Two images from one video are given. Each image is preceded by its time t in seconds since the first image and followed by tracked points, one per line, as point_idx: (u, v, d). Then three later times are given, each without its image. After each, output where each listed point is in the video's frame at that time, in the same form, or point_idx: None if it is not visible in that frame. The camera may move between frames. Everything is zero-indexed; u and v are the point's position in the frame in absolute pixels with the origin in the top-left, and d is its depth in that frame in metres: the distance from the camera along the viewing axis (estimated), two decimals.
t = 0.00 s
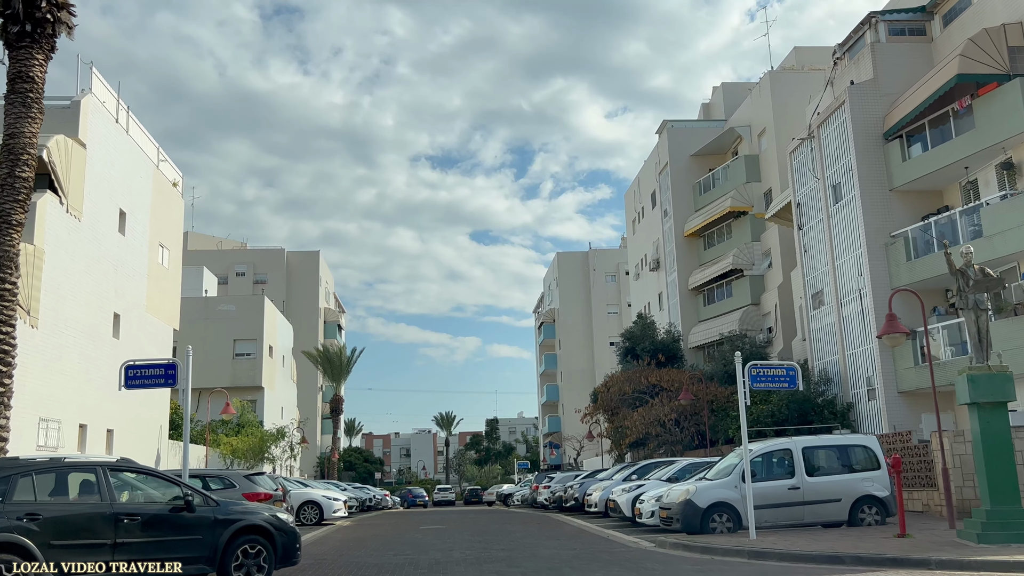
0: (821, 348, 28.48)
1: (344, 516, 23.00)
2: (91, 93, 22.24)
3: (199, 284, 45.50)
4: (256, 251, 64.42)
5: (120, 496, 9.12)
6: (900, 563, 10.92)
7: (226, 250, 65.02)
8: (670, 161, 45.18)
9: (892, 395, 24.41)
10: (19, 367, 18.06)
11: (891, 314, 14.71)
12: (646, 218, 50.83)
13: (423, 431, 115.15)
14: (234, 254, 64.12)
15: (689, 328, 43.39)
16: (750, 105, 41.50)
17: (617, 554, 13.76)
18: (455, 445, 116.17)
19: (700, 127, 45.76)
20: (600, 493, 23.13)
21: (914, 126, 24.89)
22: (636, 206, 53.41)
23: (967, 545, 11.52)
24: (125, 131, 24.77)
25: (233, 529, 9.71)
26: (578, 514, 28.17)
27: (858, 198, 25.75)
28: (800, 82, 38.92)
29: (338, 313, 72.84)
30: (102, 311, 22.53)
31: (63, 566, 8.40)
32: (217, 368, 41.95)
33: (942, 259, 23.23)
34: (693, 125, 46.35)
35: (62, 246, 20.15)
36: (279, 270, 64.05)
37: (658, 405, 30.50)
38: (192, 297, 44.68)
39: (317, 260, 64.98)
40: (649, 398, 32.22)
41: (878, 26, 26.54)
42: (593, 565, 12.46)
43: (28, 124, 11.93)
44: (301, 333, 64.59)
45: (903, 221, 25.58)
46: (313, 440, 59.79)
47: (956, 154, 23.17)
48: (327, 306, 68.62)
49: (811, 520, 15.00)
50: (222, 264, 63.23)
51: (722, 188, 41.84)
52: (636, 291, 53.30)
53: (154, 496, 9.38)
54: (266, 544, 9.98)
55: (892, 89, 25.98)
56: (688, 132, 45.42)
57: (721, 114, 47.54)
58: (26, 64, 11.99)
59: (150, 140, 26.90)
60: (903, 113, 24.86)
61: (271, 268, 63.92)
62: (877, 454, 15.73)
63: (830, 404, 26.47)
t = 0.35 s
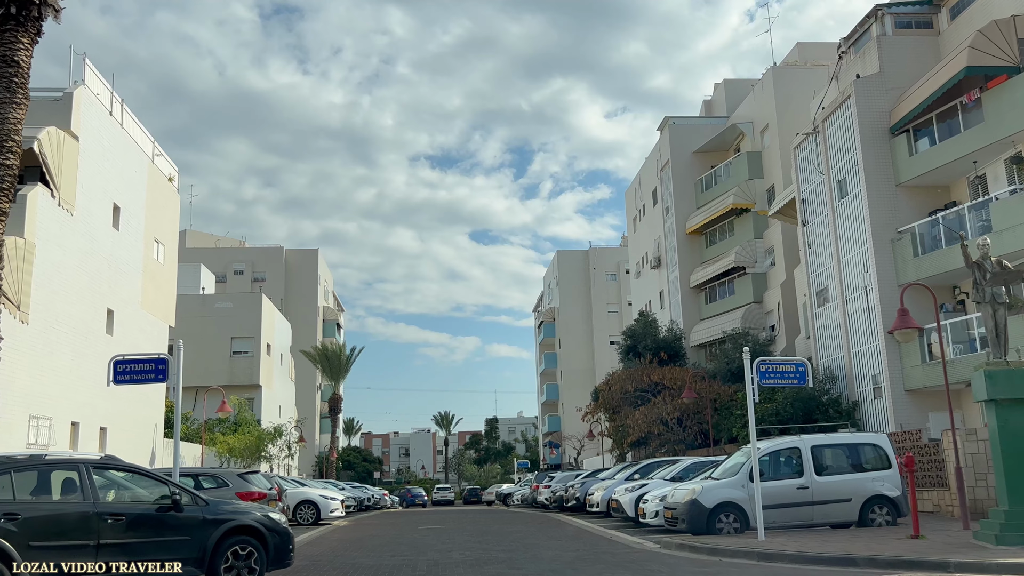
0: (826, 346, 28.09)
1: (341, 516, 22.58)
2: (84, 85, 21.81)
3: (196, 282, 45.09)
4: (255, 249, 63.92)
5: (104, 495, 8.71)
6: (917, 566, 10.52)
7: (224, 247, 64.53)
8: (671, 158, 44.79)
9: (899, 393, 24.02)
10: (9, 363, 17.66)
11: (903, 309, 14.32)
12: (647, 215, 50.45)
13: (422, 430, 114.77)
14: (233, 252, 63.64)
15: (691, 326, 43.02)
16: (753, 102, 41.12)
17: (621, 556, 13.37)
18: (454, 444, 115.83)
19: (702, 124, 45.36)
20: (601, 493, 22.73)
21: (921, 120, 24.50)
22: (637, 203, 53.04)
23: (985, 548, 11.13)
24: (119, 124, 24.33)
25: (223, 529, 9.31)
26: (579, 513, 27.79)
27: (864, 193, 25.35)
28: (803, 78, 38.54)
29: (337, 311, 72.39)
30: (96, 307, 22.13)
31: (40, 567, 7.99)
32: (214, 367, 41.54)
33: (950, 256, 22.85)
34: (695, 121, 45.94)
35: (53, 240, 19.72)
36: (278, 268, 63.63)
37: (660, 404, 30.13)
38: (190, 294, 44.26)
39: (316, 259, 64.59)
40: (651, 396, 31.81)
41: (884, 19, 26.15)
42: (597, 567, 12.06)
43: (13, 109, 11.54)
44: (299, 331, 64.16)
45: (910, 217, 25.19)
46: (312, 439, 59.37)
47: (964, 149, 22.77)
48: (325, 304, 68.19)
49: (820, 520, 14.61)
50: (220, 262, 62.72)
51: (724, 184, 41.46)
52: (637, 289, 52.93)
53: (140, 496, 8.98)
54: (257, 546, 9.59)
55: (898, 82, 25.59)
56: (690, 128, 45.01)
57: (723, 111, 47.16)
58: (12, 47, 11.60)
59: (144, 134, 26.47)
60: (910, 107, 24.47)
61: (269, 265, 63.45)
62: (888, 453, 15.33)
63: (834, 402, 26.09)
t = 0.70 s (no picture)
0: (830, 344, 27.72)
1: (338, 516, 22.15)
2: (75, 77, 21.38)
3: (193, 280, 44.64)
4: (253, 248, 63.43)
5: (85, 495, 8.30)
6: (935, 569, 10.12)
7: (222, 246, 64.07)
8: (672, 155, 44.40)
9: (906, 392, 23.64)
10: None
11: (914, 303, 13.95)
12: (648, 213, 50.10)
13: (421, 429, 114.46)
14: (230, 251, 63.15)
15: (693, 325, 42.66)
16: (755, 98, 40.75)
17: (626, 558, 12.98)
18: (454, 444, 115.73)
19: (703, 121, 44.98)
20: (602, 493, 22.35)
21: (928, 114, 24.10)
22: (637, 201, 52.69)
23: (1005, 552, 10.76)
24: (113, 117, 23.90)
25: (211, 531, 8.90)
26: (580, 514, 27.41)
27: (870, 189, 24.94)
28: (806, 74, 38.16)
29: (335, 310, 71.90)
30: (88, 303, 21.72)
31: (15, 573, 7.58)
32: (211, 365, 41.11)
33: (958, 252, 22.45)
34: (696, 118, 45.56)
35: (43, 235, 19.27)
36: (276, 267, 63.18)
37: (663, 403, 29.76)
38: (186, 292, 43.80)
39: (314, 257, 64.16)
40: (653, 395, 31.43)
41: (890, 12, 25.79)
42: (600, 569, 11.68)
43: None
44: (297, 330, 63.72)
45: (916, 212, 24.80)
46: (309, 439, 58.92)
47: (973, 143, 22.37)
48: (324, 303, 67.72)
49: (829, 521, 14.22)
50: (218, 260, 62.23)
51: (726, 182, 41.08)
52: (638, 287, 52.60)
53: (126, 496, 8.58)
54: (246, 548, 9.19)
55: (904, 76, 25.20)
56: (692, 125, 44.64)
57: (724, 108, 46.81)
58: None
59: (138, 128, 26.05)
60: (917, 100, 24.06)
61: (267, 264, 62.99)
62: (898, 452, 14.94)
63: (839, 401, 25.73)
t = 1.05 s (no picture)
0: (833, 342, 27.37)
1: (334, 517, 21.74)
2: (66, 70, 21.00)
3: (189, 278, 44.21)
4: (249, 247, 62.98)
5: (65, 496, 7.91)
6: (952, 572, 9.74)
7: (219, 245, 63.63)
8: (672, 152, 44.02)
9: (911, 391, 23.27)
10: None
11: (925, 298, 13.57)
12: (648, 211, 49.74)
13: (419, 429, 114.10)
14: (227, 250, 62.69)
15: (693, 323, 42.30)
16: (755, 94, 40.38)
17: (629, 560, 12.57)
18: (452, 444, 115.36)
19: (704, 118, 44.60)
20: (603, 493, 21.97)
21: (934, 109, 23.72)
22: (637, 199, 52.33)
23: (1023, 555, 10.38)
24: (105, 112, 23.50)
25: (198, 533, 8.52)
26: (580, 514, 27.03)
27: (874, 184, 24.58)
28: (807, 71, 37.81)
29: (333, 310, 71.46)
30: (79, 300, 21.31)
31: None
32: (206, 364, 40.67)
33: (964, 248, 22.08)
34: (696, 116, 45.19)
35: (32, 230, 18.88)
36: (273, 266, 62.75)
37: (664, 402, 29.40)
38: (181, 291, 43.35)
39: (311, 256, 63.73)
40: (654, 394, 31.06)
41: (895, 6, 25.43)
42: (603, 572, 11.31)
43: None
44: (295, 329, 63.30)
45: (921, 208, 24.44)
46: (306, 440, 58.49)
47: (979, 137, 21.99)
48: (321, 302, 67.27)
49: (837, 522, 13.85)
50: (214, 259, 61.80)
51: (726, 179, 40.71)
52: (638, 286, 52.23)
53: (109, 496, 8.19)
54: (235, 550, 8.81)
55: (909, 71, 24.84)
56: (692, 123, 44.25)
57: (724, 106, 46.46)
58: None
59: (132, 123, 25.66)
60: (922, 95, 23.70)
61: (264, 263, 62.56)
62: (907, 451, 14.56)
63: (843, 400, 25.37)
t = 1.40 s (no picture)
0: (834, 341, 27.05)
1: (328, 519, 21.33)
2: (56, 63, 20.60)
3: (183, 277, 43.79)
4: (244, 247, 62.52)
5: (41, 497, 7.53)
6: None
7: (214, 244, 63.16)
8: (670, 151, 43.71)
9: (915, 391, 22.96)
10: None
11: (934, 295, 13.23)
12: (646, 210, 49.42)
13: (415, 430, 113.71)
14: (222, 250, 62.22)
15: (692, 323, 41.98)
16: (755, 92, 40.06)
17: (631, 563, 12.20)
18: (448, 444, 115.05)
19: (702, 117, 44.29)
20: (602, 494, 21.60)
21: (937, 105, 23.41)
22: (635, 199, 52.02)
23: None
24: (96, 107, 23.11)
25: (183, 536, 8.15)
26: (578, 516, 26.67)
27: (876, 182, 24.26)
28: (807, 69, 37.51)
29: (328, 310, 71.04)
30: (68, 297, 20.90)
31: None
32: (200, 364, 40.23)
33: (967, 246, 21.77)
34: (694, 114, 44.88)
35: (20, 226, 18.48)
36: (268, 266, 62.30)
37: (664, 402, 29.06)
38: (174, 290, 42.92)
39: (307, 256, 63.31)
40: (653, 393, 30.71)
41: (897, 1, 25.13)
42: None
43: None
44: (290, 330, 62.87)
45: (924, 206, 24.14)
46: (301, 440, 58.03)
47: (983, 134, 21.68)
48: (317, 303, 66.84)
49: (843, 524, 13.51)
50: (209, 259, 61.33)
51: (725, 177, 40.40)
52: (635, 286, 51.92)
53: (89, 498, 7.82)
54: (222, 554, 8.44)
55: (912, 67, 24.53)
56: (690, 121, 43.94)
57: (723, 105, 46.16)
58: None
59: (124, 118, 25.28)
60: (925, 91, 23.38)
61: (259, 263, 62.10)
62: (914, 451, 14.23)
63: (845, 400, 25.05)
